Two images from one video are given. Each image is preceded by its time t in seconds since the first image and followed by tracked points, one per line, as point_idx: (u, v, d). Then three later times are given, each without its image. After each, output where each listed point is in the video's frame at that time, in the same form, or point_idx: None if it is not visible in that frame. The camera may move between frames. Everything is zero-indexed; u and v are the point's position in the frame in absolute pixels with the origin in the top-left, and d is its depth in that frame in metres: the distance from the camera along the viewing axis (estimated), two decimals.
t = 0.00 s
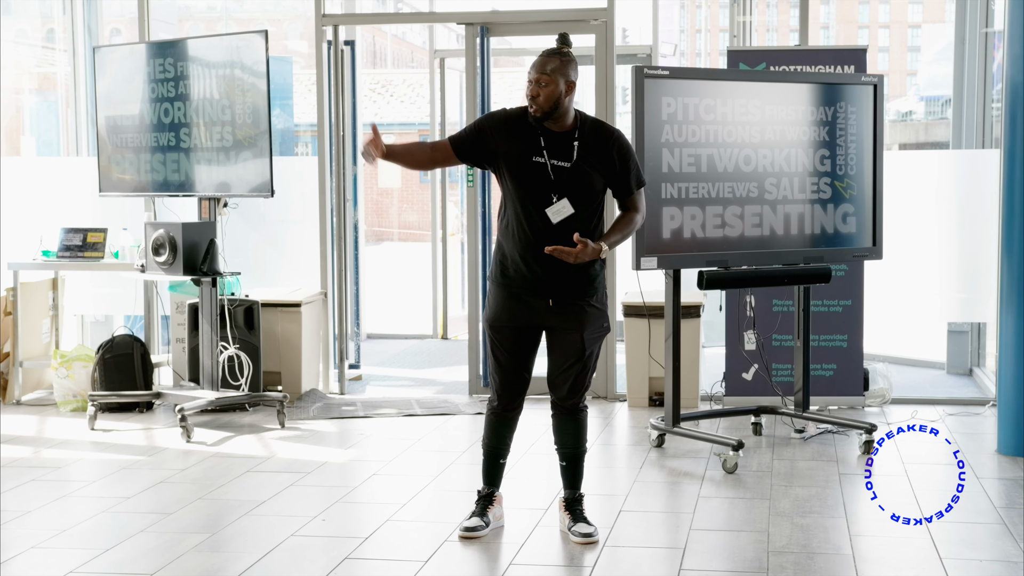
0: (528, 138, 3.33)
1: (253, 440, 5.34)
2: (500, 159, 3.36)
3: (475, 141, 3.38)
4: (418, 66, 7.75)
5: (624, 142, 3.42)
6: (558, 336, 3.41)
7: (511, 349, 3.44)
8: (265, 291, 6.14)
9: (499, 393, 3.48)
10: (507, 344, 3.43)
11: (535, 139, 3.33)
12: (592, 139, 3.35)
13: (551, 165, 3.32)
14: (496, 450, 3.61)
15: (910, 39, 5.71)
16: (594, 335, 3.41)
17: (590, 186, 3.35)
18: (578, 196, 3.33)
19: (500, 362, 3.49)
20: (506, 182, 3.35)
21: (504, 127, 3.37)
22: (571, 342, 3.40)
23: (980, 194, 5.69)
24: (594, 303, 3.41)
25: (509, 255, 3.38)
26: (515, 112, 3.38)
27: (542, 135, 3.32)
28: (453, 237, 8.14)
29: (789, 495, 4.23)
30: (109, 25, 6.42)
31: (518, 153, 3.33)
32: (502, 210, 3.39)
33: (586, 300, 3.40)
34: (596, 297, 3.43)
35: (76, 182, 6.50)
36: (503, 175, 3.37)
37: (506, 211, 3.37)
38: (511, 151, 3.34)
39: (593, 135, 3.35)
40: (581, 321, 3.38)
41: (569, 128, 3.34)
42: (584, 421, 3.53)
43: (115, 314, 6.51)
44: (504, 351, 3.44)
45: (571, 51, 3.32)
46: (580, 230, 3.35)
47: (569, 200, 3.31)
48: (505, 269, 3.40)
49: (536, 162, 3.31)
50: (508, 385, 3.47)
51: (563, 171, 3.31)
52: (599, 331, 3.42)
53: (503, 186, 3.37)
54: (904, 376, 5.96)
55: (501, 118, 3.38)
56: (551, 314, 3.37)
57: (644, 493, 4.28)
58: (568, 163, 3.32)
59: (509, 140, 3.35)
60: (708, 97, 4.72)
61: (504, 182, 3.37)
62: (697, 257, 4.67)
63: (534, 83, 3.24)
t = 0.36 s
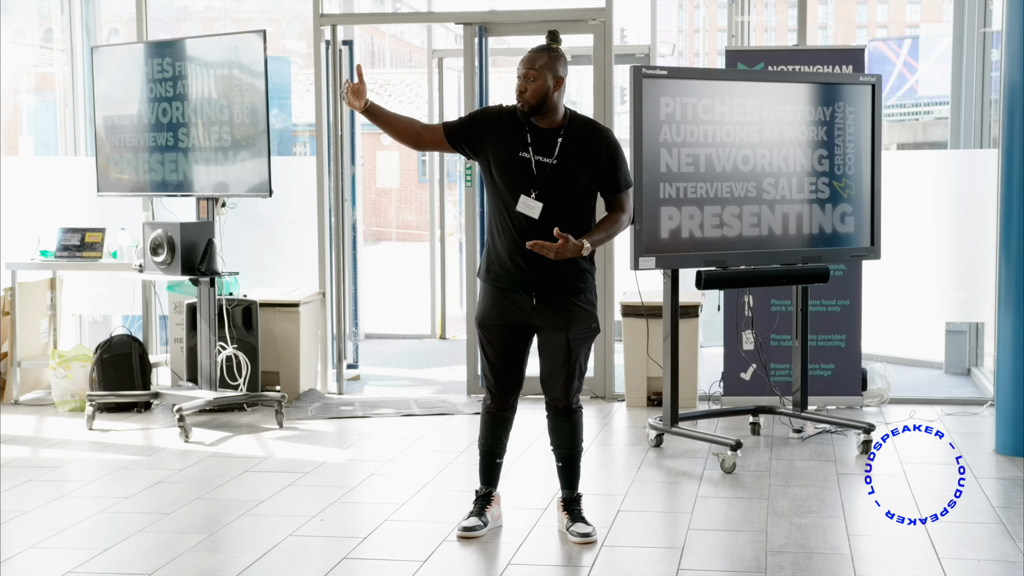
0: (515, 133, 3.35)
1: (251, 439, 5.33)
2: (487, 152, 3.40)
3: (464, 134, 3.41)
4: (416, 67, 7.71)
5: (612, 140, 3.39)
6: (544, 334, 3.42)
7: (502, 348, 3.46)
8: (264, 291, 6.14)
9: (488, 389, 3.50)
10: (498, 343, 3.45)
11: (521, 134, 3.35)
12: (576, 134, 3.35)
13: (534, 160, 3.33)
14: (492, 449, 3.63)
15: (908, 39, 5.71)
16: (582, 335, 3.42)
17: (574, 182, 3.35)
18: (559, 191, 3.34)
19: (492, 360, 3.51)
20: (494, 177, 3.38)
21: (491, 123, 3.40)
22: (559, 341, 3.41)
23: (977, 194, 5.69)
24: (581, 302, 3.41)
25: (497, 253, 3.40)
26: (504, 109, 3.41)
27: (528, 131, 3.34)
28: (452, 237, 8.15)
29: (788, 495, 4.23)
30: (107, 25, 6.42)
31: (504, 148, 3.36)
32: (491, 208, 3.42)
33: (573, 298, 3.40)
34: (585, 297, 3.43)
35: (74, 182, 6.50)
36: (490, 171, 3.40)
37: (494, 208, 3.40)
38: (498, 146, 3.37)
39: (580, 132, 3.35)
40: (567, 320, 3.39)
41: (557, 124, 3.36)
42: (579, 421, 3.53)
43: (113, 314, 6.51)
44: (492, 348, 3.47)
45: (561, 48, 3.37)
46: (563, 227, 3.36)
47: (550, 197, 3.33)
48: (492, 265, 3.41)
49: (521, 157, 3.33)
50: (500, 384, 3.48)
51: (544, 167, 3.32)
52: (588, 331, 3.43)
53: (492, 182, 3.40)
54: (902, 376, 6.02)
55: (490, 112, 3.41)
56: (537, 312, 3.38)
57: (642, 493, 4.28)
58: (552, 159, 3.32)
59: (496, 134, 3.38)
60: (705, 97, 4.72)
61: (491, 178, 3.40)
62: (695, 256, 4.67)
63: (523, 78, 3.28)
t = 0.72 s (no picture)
0: (504, 135, 3.38)
1: (250, 439, 5.34)
2: (479, 157, 3.43)
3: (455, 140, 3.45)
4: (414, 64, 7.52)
5: (602, 137, 3.38)
6: (538, 334, 3.43)
7: (498, 348, 3.47)
8: (262, 291, 6.13)
9: (484, 389, 3.51)
10: (494, 343, 3.46)
11: (510, 136, 3.37)
12: (565, 133, 3.35)
13: (525, 160, 3.34)
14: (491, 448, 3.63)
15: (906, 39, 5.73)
16: (577, 335, 3.42)
17: (565, 180, 3.34)
18: (552, 191, 3.34)
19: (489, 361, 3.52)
20: (486, 180, 3.41)
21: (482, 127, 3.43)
22: (553, 342, 3.41)
23: (974, 195, 5.69)
24: (575, 302, 3.41)
25: (492, 254, 3.42)
26: (494, 112, 3.44)
27: (517, 132, 3.36)
28: (450, 237, 8.15)
29: (786, 495, 4.23)
30: (104, 25, 6.42)
31: (494, 151, 3.39)
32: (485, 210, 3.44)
33: (567, 298, 3.40)
34: (580, 296, 3.43)
35: (72, 181, 6.50)
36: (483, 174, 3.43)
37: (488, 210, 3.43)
38: (489, 149, 3.40)
39: (568, 129, 3.35)
40: (561, 320, 3.40)
41: (545, 123, 3.36)
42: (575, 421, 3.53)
43: (111, 315, 6.51)
44: (488, 347, 3.48)
45: (549, 46, 3.36)
46: (556, 227, 3.36)
47: (541, 196, 3.33)
48: (487, 266, 3.43)
49: (511, 159, 3.35)
50: (497, 384, 3.50)
51: (535, 167, 3.33)
52: (582, 331, 3.42)
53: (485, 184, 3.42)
54: (901, 376, 5.99)
55: (480, 119, 3.45)
56: (530, 312, 3.39)
57: (641, 493, 4.28)
58: (541, 159, 3.33)
59: (486, 138, 3.41)
60: (703, 97, 4.72)
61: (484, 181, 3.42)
62: (694, 256, 4.67)
63: (512, 76, 3.26)
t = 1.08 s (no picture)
0: (503, 138, 3.41)
1: (249, 439, 5.34)
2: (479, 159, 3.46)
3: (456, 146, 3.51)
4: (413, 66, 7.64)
5: (600, 138, 3.40)
6: (534, 334, 3.42)
7: (493, 348, 3.47)
8: (261, 291, 6.13)
9: (478, 389, 3.51)
10: (488, 342, 3.47)
11: (510, 137, 3.40)
12: (563, 135, 3.37)
13: (522, 162, 3.37)
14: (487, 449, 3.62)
15: (905, 39, 5.74)
16: (573, 335, 3.41)
17: (563, 183, 3.36)
18: (550, 192, 3.36)
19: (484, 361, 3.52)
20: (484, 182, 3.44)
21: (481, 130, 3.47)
22: (549, 341, 3.41)
23: (973, 194, 5.69)
24: (571, 303, 3.41)
25: (490, 254, 3.44)
26: (493, 115, 3.47)
27: (516, 133, 3.38)
28: (449, 237, 8.16)
29: (785, 495, 4.23)
30: (103, 24, 6.43)
31: (493, 153, 3.42)
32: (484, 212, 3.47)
33: (564, 298, 3.40)
34: (576, 297, 3.43)
35: (71, 181, 6.50)
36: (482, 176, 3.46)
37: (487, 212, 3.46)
38: (488, 152, 3.43)
39: (566, 131, 3.37)
40: (557, 319, 3.39)
41: (543, 124, 3.37)
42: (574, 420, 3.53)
43: (110, 314, 6.50)
44: (483, 347, 3.48)
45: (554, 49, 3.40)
46: (555, 228, 3.38)
47: (538, 198, 3.35)
48: (485, 266, 3.45)
49: (509, 161, 3.38)
50: (491, 384, 3.50)
51: (532, 169, 3.35)
52: (579, 331, 3.42)
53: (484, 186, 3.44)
54: (899, 375, 5.97)
55: (479, 120, 3.48)
56: (526, 311, 3.39)
57: (640, 493, 4.28)
58: (539, 161, 3.35)
59: (487, 140, 3.45)
60: (702, 97, 4.72)
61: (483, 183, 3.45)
62: (693, 256, 4.66)
63: (515, 74, 3.29)
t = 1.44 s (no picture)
0: (489, 140, 3.41)
1: (247, 439, 5.34)
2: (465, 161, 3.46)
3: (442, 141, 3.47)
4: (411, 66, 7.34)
5: (585, 142, 3.40)
6: (513, 334, 3.43)
7: (453, 346, 3.48)
8: (258, 291, 6.13)
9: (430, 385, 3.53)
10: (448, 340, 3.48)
11: (496, 140, 3.40)
12: (549, 139, 3.37)
13: (507, 165, 3.37)
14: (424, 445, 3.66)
15: (903, 39, 5.74)
16: (554, 336, 3.41)
17: (550, 186, 3.37)
18: (537, 194, 3.36)
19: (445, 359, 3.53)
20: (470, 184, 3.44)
21: (468, 132, 3.47)
22: (531, 343, 3.40)
23: (972, 194, 5.70)
24: (551, 305, 3.41)
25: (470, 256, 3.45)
26: (479, 117, 3.47)
27: (502, 136, 3.39)
28: (448, 237, 8.16)
29: (783, 495, 4.23)
30: (101, 24, 6.44)
31: (479, 156, 3.42)
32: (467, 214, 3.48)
33: (543, 300, 3.41)
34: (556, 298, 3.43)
35: (69, 180, 6.49)
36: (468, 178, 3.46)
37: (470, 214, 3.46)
38: (474, 155, 3.43)
39: (551, 135, 3.37)
40: (538, 320, 3.40)
41: (531, 127, 3.39)
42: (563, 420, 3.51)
43: (108, 315, 6.50)
44: (448, 344, 3.49)
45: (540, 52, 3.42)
46: (540, 230, 3.39)
47: (527, 200, 3.36)
48: (467, 268, 3.47)
49: (495, 164, 3.38)
50: (449, 382, 3.51)
51: (516, 172, 3.36)
52: (559, 332, 3.41)
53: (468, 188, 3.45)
54: (897, 375, 5.99)
55: (465, 122, 3.48)
56: (503, 312, 3.41)
57: (638, 493, 4.28)
58: (524, 164, 3.35)
59: (473, 143, 3.45)
60: (700, 97, 4.71)
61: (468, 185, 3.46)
62: (690, 257, 4.67)
63: (503, 81, 3.33)
